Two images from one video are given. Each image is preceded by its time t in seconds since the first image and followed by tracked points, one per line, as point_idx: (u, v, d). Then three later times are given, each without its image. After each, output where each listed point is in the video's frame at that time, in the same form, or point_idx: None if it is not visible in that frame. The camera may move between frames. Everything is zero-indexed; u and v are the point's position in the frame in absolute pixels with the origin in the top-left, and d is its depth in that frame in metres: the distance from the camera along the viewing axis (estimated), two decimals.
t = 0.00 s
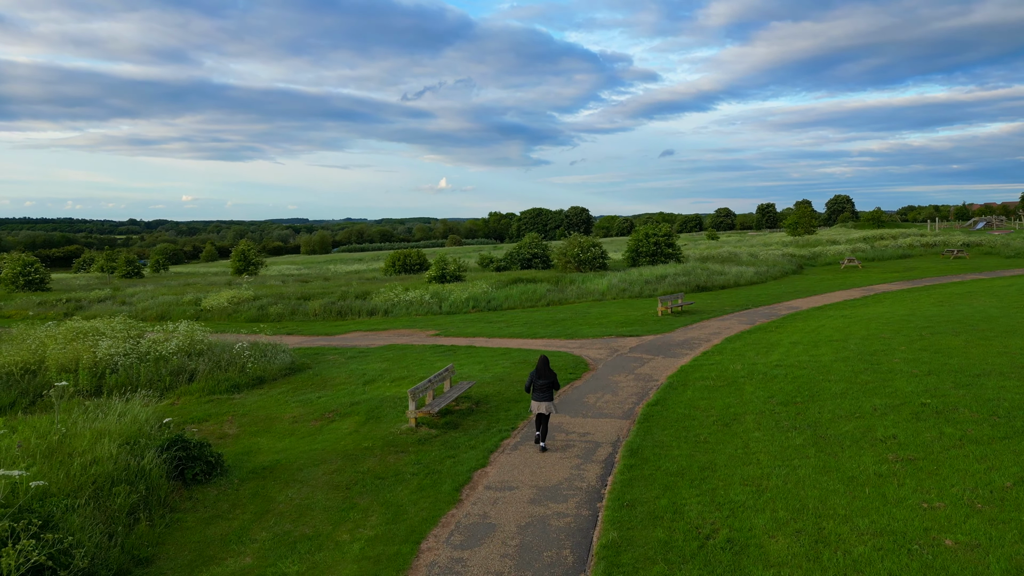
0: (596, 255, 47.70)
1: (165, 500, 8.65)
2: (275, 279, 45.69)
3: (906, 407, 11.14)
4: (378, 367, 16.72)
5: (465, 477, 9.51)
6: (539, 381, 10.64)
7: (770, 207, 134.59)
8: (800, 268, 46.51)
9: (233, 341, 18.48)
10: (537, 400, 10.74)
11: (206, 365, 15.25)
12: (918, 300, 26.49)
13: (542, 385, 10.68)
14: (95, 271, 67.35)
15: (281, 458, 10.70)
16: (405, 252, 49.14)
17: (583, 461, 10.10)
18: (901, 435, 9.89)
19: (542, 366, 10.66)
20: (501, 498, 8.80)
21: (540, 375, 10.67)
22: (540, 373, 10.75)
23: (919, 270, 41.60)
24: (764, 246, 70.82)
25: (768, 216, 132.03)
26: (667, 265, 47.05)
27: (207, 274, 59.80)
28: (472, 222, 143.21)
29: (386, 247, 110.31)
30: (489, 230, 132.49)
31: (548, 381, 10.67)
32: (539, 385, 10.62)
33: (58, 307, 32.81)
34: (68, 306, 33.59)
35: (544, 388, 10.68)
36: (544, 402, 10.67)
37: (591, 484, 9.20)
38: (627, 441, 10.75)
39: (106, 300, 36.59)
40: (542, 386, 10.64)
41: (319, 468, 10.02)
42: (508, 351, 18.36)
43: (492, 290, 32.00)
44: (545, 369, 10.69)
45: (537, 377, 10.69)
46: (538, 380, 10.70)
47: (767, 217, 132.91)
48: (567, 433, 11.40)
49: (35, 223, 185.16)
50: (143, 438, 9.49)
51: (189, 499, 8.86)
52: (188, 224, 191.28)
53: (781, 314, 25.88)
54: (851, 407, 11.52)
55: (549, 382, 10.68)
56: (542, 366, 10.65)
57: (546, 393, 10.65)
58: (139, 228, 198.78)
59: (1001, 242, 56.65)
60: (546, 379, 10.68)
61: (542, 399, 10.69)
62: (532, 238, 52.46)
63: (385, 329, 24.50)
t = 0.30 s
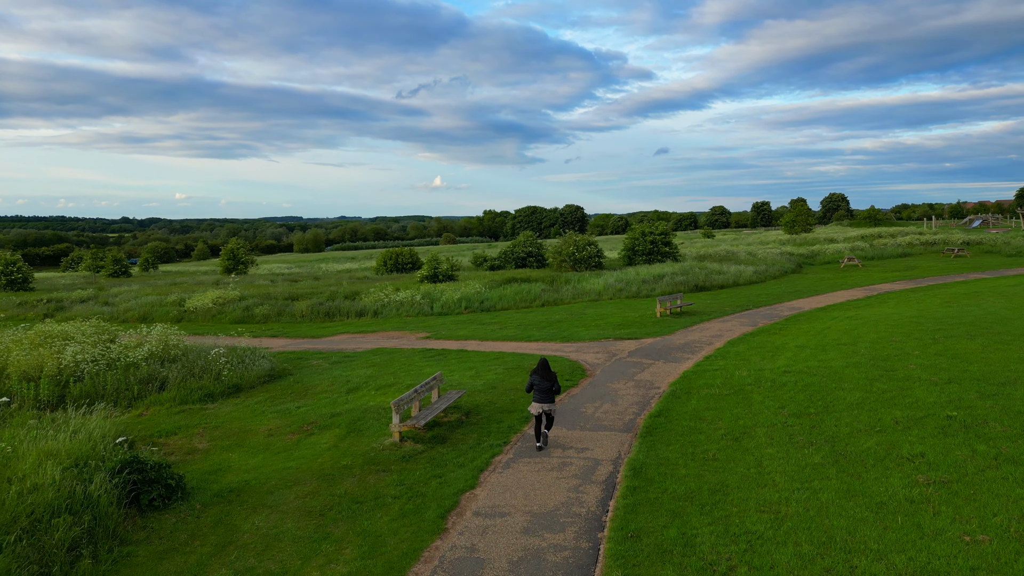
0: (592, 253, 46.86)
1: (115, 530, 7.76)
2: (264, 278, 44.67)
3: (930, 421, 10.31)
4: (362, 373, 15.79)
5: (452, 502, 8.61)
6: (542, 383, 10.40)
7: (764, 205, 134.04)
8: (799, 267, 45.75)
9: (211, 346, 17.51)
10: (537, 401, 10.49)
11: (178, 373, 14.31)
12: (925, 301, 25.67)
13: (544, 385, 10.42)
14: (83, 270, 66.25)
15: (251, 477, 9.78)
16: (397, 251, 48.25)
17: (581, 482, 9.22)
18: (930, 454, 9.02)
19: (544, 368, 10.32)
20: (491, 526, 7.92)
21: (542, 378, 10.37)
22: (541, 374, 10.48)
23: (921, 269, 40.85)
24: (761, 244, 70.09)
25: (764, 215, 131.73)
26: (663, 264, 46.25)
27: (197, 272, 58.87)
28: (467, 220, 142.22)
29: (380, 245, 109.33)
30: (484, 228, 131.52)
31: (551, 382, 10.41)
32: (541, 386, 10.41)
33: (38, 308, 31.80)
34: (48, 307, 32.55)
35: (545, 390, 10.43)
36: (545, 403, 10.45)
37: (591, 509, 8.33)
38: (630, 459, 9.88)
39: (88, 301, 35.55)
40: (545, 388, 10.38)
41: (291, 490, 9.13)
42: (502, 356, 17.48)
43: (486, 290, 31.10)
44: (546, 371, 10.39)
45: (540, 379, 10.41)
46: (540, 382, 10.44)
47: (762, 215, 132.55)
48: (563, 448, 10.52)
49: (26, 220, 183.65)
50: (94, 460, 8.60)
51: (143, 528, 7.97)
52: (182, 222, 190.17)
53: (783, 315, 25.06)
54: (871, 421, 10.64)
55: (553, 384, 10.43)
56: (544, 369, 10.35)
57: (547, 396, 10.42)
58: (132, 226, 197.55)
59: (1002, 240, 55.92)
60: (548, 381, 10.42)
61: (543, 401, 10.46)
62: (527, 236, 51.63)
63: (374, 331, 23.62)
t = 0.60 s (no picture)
0: (587, 254, 46.04)
1: (56, 568, 6.90)
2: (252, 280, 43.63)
3: (958, 437, 9.50)
4: (346, 382, 14.91)
5: (437, 532, 7.73)
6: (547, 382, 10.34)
7: (758, 206, 133.45)
8: (796, 268, 45.04)
9: (187, 352, 16.58)
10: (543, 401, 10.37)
11: (148, 383, 13.39)
12: (930, 303, 24.94)
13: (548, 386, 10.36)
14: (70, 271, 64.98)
15: (216, 502, 8.92)
16: (388, 251, 47.33)
17: (580, 505, 8.39)
18: (965, 477, 8.20)
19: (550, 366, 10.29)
20: (481, 560, 7.08)
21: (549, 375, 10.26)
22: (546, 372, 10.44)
23: (921, 270, 40.17)
24: (757, 245, 69.36)
25: (759, 216, 131.17)
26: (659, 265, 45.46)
27: (185, 274, 57.75)
28: (460, 221, 141.18)
29: (372, 245, 108.16)
30: (477, 229, 130.49)
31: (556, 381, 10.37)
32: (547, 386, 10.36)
33: (15, 311, 30.72)
34: (25, 310, 31.42)
35: (550, 389, 10.42)
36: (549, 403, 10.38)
37: (592, 539, 7.50)
38: (633, 480, 9.06)
39: (68, 304, 34.44)
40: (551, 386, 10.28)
41: (260, 517, 8.27)
42: (494, 362, 16.66)
43: (478, 292, 30.26)
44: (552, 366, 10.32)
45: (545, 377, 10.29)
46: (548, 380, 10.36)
47: (757, 216, 131.98)
48: (560, 466, 9.71)
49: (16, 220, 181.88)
50: (39, 486, 7.75)
51: (89, 565, 7.11)
52: (173, 223, 188.62)
53: (785, 318, 24.31)
54: (893, 437, 9.82)
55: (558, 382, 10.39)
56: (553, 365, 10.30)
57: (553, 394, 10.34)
58: (124, 227, 196.21)
59: (1000, 240, 55.30)
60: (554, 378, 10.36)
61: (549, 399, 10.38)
62: (521, 237, 50.82)
63: (362, 336, 22.74)
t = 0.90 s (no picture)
0: (576, 256, 45.31)
1: None
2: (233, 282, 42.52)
3: (982, 454, 8.80)
4: (324, 392, 14.04)
5: (418, 567, 6.92)
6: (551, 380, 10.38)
7: (745, 207, 133.39)
8: (787, 270, 44.56)
9: (156, 360, 15.65)
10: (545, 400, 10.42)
11: (109, 396, 12.48)
12: (929, 306, 24.35)
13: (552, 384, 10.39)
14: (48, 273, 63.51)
15: (174, 531, 8.07)
16: (373, 253, 46.39)
17: (576, 534, 7.60)
18: (998, 501, 7.48)
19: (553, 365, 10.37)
20: None
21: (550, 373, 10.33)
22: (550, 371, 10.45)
23: (913, 271, 39.75)
24: (746, 246, 68.94)
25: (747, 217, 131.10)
26: (649, 266, 44.81)
27: (166, 275, 56.43)
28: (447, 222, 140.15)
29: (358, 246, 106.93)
30: (464, 230, 129.51)
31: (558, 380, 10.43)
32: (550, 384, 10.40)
33: None
34: None
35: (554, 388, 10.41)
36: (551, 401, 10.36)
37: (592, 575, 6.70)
38: (633, 503, 8.29)
39: (39, 307, 33.22)
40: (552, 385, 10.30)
41: (220, 549, 7.44)
42: (482, 370, 15.87)
43: (465, 295, 29.44)
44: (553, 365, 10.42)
45: (545, 375, 10.38)
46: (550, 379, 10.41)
47: (744, 217, 131.91)
48: (554, 487, 8.92)
49: None
50: None
51: None
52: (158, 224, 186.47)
53: (781, 321, 23.68)
54: (914, 454, 9.08)
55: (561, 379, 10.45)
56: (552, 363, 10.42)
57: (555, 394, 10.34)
58: (108, 228, 193.75)
59: (989, 241, 55.11)
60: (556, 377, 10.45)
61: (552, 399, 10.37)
62: (509, 238, 50.06)
63: (344, 341, 21.85)
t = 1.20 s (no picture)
0: (558, 257, 44.64)
1: None
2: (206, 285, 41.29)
3: (1001, 470, 8.23)
4: (295, 403, 13.21)
5: None
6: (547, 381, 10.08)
7: (725, 208, 133.71)
8: (771, 271, 44.22)
9: (114, 370, 14.69)
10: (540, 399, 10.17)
11: (60, 410, 11.55)
12: (918, 308, 23.93)
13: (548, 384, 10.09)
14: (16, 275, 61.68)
15: (119, 567, 7.24)
16: (351, 255, 45.39)
17: (567, 567, 6.85)
18: None
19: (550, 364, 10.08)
20: None
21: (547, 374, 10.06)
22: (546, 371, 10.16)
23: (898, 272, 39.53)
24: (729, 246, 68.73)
25: (728, 219, 131.36)
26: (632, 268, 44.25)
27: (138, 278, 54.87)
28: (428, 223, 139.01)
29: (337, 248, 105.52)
30: (445, 231, 128.45)
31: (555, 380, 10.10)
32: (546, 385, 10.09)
33: None
34: None
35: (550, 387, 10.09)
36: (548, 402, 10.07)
37: None
38: (629, 529, 7.58)
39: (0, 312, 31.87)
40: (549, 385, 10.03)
41: None
42: (463, 378, 15.13)
43: (446, 297, 28.64)
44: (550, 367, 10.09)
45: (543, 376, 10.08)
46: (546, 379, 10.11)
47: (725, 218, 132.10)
48: (541, 511, 8.18)
49: None
50: None
51: None
52: (133, 224, 183.39)
53: (769, 323, 23.16)
54: (928, 472, 8.44)
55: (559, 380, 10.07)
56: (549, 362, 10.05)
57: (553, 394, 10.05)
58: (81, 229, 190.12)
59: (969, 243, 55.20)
60: (553, 377, 10.11)
61: (548, 399, 10.10)
62: (490, 239, 49.30)
63: (318, 347, 20.95)
